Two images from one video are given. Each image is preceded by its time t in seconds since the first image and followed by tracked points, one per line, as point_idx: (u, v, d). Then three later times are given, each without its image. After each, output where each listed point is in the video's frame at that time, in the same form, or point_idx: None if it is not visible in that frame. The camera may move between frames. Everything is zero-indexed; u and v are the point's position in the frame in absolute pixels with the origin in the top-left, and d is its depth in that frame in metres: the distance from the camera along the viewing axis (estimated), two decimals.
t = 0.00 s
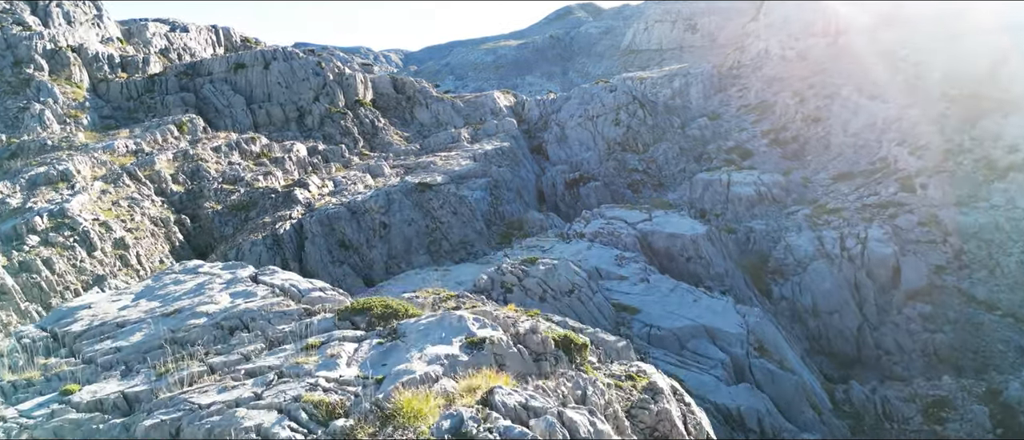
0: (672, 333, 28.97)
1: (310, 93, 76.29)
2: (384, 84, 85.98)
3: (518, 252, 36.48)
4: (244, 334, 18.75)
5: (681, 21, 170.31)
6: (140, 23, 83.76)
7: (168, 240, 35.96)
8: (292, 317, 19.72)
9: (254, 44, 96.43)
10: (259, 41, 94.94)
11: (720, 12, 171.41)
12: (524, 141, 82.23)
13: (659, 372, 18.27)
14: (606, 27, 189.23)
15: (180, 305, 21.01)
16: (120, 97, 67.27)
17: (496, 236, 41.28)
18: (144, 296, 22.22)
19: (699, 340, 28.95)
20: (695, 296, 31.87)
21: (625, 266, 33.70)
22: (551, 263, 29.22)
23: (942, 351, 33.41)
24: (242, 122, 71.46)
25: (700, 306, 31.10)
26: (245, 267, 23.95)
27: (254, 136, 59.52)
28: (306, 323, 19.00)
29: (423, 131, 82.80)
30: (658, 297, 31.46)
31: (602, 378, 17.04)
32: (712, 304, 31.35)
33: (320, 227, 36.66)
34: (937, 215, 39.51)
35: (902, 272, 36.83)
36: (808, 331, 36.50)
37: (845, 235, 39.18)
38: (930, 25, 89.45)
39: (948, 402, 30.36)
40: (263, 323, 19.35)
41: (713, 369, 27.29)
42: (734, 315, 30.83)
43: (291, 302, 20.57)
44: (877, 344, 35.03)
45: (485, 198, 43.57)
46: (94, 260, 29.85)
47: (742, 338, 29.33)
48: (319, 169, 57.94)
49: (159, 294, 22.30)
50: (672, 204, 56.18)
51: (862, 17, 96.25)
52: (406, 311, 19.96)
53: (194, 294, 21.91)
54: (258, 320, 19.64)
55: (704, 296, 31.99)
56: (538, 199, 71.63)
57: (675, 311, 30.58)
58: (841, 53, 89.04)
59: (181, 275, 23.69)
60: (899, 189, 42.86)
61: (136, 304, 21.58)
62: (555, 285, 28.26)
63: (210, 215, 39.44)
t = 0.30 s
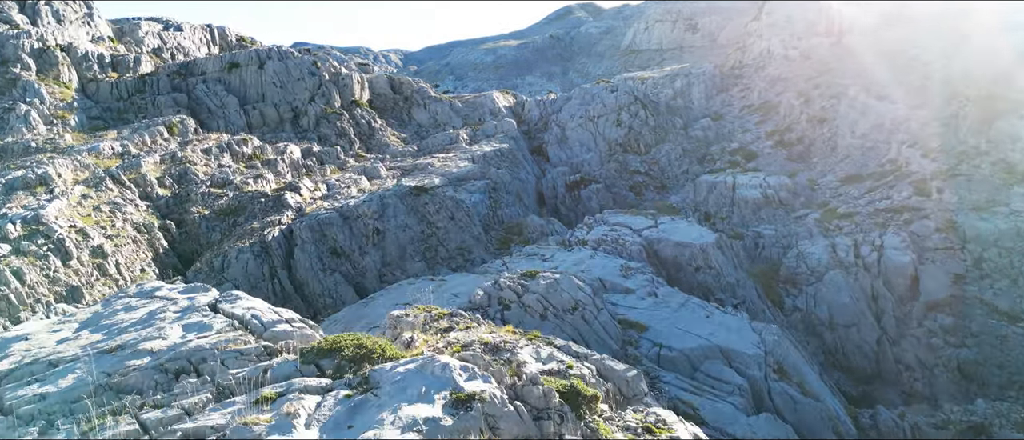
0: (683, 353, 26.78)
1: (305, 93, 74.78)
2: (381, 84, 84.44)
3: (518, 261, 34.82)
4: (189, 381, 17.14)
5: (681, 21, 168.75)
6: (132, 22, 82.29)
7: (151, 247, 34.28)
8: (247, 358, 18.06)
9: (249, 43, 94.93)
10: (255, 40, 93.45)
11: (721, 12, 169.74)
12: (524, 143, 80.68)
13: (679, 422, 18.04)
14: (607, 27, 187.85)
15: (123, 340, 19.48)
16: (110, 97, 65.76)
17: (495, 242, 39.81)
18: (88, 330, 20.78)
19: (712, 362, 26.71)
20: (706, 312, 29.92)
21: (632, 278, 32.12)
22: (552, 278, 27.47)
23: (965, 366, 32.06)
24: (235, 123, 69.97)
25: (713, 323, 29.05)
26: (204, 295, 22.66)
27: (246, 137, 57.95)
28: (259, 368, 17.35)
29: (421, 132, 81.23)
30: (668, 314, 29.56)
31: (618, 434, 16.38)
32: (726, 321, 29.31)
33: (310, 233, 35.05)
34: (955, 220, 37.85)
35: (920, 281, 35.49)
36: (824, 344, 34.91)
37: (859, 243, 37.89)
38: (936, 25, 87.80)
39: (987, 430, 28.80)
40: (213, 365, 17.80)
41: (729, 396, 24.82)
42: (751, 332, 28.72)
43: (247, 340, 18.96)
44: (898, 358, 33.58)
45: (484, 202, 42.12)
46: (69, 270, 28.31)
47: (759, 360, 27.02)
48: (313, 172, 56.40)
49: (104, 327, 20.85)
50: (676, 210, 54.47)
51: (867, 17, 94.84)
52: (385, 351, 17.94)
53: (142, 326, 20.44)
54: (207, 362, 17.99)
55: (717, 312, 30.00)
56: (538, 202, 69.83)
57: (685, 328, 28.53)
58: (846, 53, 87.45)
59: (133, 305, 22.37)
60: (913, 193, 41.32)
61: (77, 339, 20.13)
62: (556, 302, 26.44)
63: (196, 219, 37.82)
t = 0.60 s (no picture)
0: (696, 378, 24.75)
1: (300, 93, 73.16)
2: (378, 83, 82.81)
3: (518, 270, 33.27)
4: None
5: (682, 20, 167.15)
6: (124, 21, 80.75)
7: (132, 255, 32.60)
8: (183, 419, 16.14)
9: (245, 43, 93.40)
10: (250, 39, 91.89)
11: (722, 11, 168.35)
12: (524, 144, 79.09)
13: None
14: (607, 27, 186.48)
15: (47, 386, 17.54)
16: (99, 97, 64.19)
17: (494, 248, 38.31)
18: (16, 368, 18.84)
19: (728, 387, 24.62)
20: (719, 331, 28.05)
21: (637, 291, 30.77)
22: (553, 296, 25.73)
23: (994, 384, 30.04)
24: (228, 124, 68.43)
25: (728, 344, 27.14)
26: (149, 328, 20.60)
27: (238, 138, 56.26)
28: (195, 432, 15.40)
29: (419, 132, 79.64)
30: (678, 333, 27.73)
31: None
32: (741, 342, 27.38)
33: (299, 240, 33.47)
34: (974, 226, 36.27)
35: (941, 292, 34.03)
36: (842, 361, 33.14)
37: (875, 250, 36.66)
38: (940, 25, 86.64)
39: None
40: (142, 427, 15.89)
41: (748, 429, 22.32)
42: (768, 354, 26.75)
43: (187, 394, 16.99)
44: (921, 376, 31.73)
45: (482, 207, 40.72)
46: (41, 281, 27.11)
47: (780, 386, 24.84)
48: (307, 174, 54.79)
49: (34, 365, 18.92)
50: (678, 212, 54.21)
51: (872, 16, 93.36)
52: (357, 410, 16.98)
53: (73, 368, 18.48)
54: (136, 422, 16.07)
55: (731, 332, 28.09)
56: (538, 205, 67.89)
57: (697, 349, 26.62)
58: (850, 54, 86.05)
59: (71, 337, 20.36)
60: (928, 198, 39.75)
61: None
62: (558, 324, 24.70)
63: (181, 226, 36.29)
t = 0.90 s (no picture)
0: (713, 408, 23.07)
1: (294, 93, 71.61)
2: (375, 83, 81.22)
3: (515, 281, 31.86)
4: None
5: (683, 20, 165.27)
6: (115, 20, 79.22)
7: (112, 264, 31.01)
8: None
9: (240, 42, 91.94)
10: (245, 38, 90.34)
11: (722, 11, 166.71)
12: (524, 145, 77.54)
13: None
14: (607, 27, 185.14)
15: None
16: (88, 97, 62.69)
17: (492, 256, 36.81)
18: None
19: (748, 417, 23.00)
20: (734, 352, 26.32)
21: (645, 307, 28.96)
22: (556, 316, 24.43)
23: None
24: (221, 125, 66.90)
25: (745, 367, 25.38)
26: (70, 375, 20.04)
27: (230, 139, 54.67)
28: None
29: (416, 134, 78.11)
30: (691, 354, 26.12)
31: None
32: (760, 365, 25.55)
33: (288, 247, 31.90)
34: (994, 232, 34.87)
35: (964, 305, 32.37)
36: (862, 379, 31.44)
37: (891, 259, 35.14)
38: (946, 24, 85.27)
39: None
40: None
41: None
42: (790, 379, 24.86)
43: None
44: (946, 395, 30.30)
45: (481, 212, 39.20)
46: (10, 293, 25.43)
47: (804, 416, 23.13)
48: (301, 177, 53.22)
49: None
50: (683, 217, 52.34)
51: (876, 15, 92.06)
52: None
53: None
54: None
55: (748, 354, 26.34)
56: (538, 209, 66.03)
57: (712, 373, 24.93)
58: (854, 55, 84.74)
59: None
60: (944, 203, 38.37)
61: None
62: (561, 348, 23.31)
63: (165, 232, 34.74)
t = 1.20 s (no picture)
0: None
1: (289, 93, 70.08)
2: (372, 83, 79.65)
3: (514, 292, 30.49)
4: None
5: (684, 19, 163.54)
6: (106, 18, 77.65)
7: (89, 274, 29.51)
8: None
9: (235, 40, 90.42)
10: (240, 37, 88.83)
11: (723, 11, 165.06)
12: (524, 146, 76.03)
13: None
14: (607, 27, 183.90)
15: None
16: (76, 98, 61.15)
17: (491, 263, 35.25)
18: None
19: None
20: (754, 374, 24.71)
21: (654, 325, 27.29)
22: (559, 340, 22.90)
23: None
24: (213, 126, 65.35)
25: (767, 394, 23.55)
26: None
27: (220, 141, 53.04)
28: None
29: (414, 135, 76.56)
30: (708, 378, 24.52)
31: None
32: (783, 392, 23.65)
33: (275, 256, 30.35)
34: (1016, 239, 33.46)
35: (991, 319, 30.60)
36: (886, 400, 29.91)
37: (910, 268, 33.65)
38: (953, 23, 83.92)
39: None
40: None
41: None
42: (817, 408, 22.82)
43: None
44: (976, 417, 28.69)
45: (478, 217, 37.72)
46: None
47: None
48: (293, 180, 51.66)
49: None
50: (687, 221, 50.91)
51: (881, 14, 90.69)
52: None
53: None
54: None
55: (771, 379, 24.50)
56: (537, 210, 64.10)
57: (731, 401, 23.23)
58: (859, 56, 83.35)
59: None
60: (962, 208, 36.93)
61: None
62: (566, 378, 21.92)
63: (148, 239, 33.16)
